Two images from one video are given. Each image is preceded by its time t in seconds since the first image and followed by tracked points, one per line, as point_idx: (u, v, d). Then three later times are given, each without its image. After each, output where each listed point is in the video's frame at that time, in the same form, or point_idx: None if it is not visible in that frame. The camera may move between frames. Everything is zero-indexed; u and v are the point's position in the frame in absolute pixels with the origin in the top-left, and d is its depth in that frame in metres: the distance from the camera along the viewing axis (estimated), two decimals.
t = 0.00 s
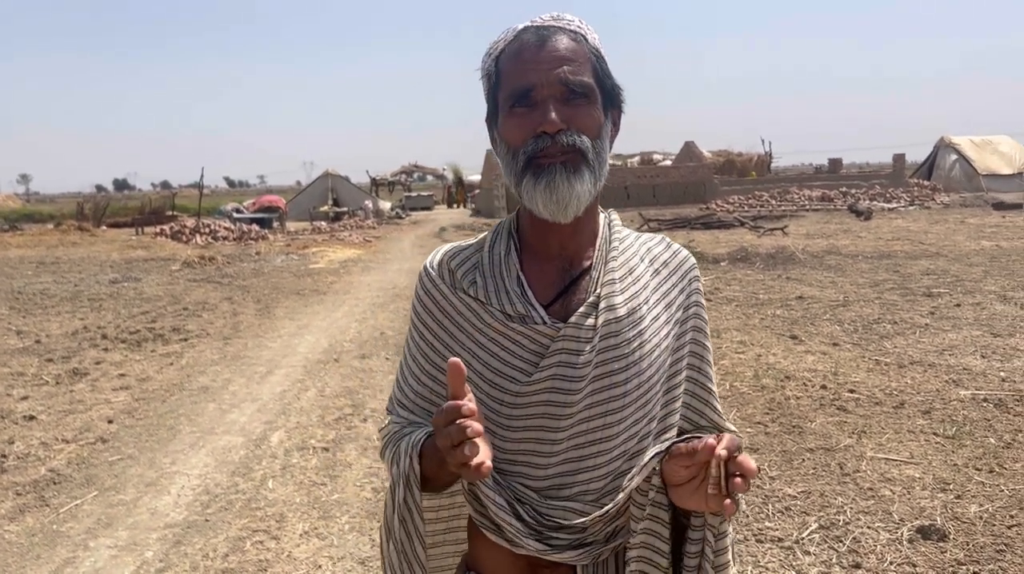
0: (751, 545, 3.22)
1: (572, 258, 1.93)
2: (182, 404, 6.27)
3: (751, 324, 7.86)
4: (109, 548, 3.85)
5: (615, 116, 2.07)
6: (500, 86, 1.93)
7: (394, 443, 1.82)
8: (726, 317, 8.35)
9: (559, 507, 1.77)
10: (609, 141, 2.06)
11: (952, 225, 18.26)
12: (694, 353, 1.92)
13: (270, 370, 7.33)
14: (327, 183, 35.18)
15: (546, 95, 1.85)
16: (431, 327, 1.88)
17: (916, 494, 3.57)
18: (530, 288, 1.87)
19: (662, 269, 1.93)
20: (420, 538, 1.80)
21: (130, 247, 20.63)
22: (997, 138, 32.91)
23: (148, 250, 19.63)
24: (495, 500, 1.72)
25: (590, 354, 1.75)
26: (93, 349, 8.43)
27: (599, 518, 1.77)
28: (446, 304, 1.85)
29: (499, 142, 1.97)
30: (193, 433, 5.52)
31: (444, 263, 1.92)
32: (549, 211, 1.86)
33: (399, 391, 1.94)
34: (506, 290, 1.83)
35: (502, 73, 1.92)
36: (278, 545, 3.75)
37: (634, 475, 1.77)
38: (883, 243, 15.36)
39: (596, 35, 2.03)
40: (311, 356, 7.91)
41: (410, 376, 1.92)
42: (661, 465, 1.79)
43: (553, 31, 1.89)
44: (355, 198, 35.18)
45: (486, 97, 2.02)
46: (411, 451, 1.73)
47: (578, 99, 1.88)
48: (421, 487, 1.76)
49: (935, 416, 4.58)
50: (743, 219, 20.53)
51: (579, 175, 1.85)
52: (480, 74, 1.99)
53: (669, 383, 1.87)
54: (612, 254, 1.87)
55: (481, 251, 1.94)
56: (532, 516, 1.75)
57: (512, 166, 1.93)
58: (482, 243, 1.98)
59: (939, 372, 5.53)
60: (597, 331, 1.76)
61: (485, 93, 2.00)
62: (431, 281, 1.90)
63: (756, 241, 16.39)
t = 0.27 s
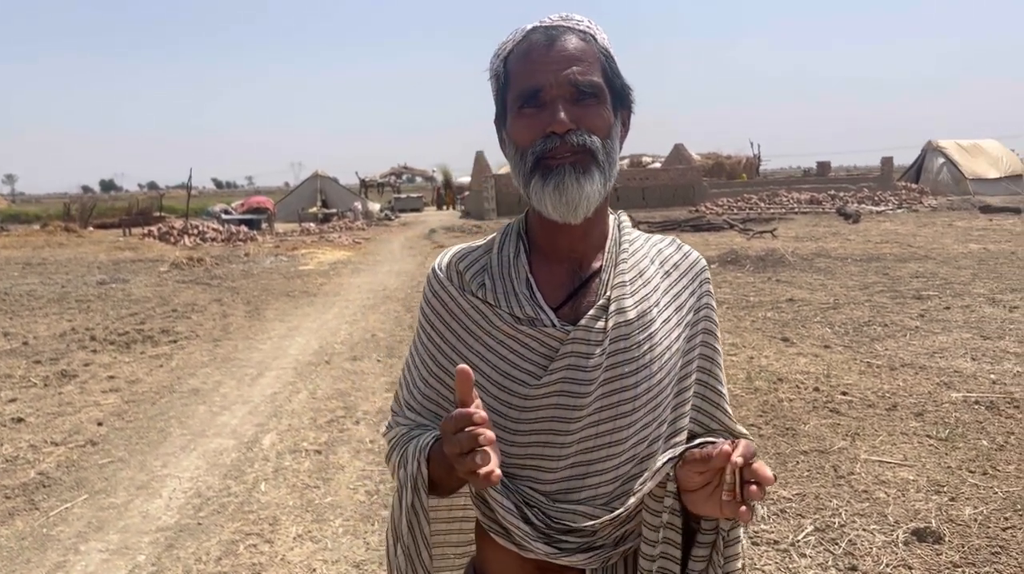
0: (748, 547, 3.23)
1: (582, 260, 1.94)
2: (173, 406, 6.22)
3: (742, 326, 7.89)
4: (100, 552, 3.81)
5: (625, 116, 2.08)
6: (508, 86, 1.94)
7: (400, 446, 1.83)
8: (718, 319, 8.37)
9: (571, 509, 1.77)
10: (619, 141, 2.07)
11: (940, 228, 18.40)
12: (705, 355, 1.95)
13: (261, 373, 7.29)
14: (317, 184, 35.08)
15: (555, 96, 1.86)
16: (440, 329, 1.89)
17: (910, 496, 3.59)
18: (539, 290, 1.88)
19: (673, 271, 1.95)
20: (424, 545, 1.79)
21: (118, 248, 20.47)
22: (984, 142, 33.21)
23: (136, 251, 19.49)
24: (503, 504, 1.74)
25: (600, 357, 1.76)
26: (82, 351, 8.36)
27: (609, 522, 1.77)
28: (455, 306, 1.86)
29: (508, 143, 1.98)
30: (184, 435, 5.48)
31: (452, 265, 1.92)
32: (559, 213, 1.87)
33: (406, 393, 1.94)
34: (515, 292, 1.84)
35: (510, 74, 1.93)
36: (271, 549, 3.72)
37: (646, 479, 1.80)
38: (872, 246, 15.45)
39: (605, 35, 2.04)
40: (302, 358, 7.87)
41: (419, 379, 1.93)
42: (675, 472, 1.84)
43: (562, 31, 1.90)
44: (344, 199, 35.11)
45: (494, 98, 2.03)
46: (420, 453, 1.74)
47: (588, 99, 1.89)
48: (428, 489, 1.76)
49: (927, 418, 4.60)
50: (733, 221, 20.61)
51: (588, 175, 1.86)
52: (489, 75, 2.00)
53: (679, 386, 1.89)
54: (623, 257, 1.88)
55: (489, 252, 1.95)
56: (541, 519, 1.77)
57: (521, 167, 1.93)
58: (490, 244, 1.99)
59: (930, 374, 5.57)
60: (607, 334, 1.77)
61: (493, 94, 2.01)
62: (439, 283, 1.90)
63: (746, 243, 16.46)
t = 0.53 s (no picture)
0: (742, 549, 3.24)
1: (589, 261, 1.98)
2: (161, 408, 6.17)
3: (732, 328, 7.92)
4: (89, 556, 3.77)
5: (632, 115, 2.11)
6: (515, 86, 1.97)
7: (406, 449, 1.84)
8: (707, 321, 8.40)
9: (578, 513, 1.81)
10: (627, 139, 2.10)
11: (926, 232, 18.56)
12: (713, 358, 1.98)
13: (250, 374, 7.24)
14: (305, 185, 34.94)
15: (563, 95, 1.89)
16: (446, 331, 1.91)
17: (903, 498, 3.61)
18: (547, 292, 1.90)
19: (680, 273, 1.98)
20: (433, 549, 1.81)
21: (104, 248, 20.30)
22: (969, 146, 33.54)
23: (122, 252, 19.34)
24: (509, 509, 1.76)
25: (609, 358, 1.78)
26: (68, 352, 8.28)
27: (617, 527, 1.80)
28: (461, 308, 1.88)
29: (515, 143, 2.01)
30: (173, 437, 5.44)
31: (459, 267, 1.94)
32: (567, 213, 1.89)
33: (411, 395, 1.97)
34: (522, 293, 1.86)
35: (518, 73, 1.97)
36: (263, 552, 3.70)
37: (654, 484, 1.81)
38: (859, 249, 15.56)
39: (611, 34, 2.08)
40: (291, 359, 7.82)
41: (424, 381, 1.95)
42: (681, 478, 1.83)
43: (569, 29, 1.94)
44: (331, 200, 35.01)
45: (502, 98, 2.06)
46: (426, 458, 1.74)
47: (595, 99, 1.92)
48: (436, 494, 1.77)
49: (918, 421, 4.63)
50: (721, 224, 20.71)
51: (597, 175, 1.88)
52: (496, 75, 2.04)
53: (687, 388, 1.92)
54: (630, 259, 1.91)
55: (496, 254, 1.97)
56: (546, 523, 1.79)
57: (528, 167, 1.96)
58: (497, 245, 2.01)
59: (919, 377, 5.61)
60: (616, 336, 1.79)
61: (501, 94, 2.04)
62: (446, 285, 1.92)
63: (735, 246, 16.54)
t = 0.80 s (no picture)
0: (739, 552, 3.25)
1: (601, 264, 2.03)
2: (150, 410, 6.11)
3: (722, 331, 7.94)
4: (78, 560, 3.73)
5: (644, 115, 2.17)
6: (526, 88, 2.02)
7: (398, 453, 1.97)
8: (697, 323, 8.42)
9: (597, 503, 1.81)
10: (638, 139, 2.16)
11: (912, 235, 18.72)
12: (730, 360, 2.03)
13: (239, 376, 7.19)
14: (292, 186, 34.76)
15: (573, 98, 1.95)
16: (455, 334, 1.95)
17: (896, 501, 3.63)
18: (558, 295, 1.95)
19: (693, 275, 2.04)
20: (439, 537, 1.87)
21: (89, 249, 20.11)
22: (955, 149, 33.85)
23: (108, 253, 19.16)
24: (513, 521, 1.75)
25: (621, 363, 1.81)
26: (54, 354, 8.19)
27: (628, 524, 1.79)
28: (470, 310, 1.93)
29: (527, 146, 2.07)
30: (162, 440, 5.38)
31: (469, 270, 2.00)
32: (579, 218, 1.95)
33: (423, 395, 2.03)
34: (533, 298, 1.90)
35: (528, 75, 2.02)
36: (255, 556, 3.67)
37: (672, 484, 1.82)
38: (846, 252, 15.66)
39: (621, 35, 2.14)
40: (280, 362, 7.77)
41: (436, 381, 2.01)
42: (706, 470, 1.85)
43: (579, 31, 2.00)
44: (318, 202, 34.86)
45: (513, 100, 2.12)
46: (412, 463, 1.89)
47: (606, 100, 1.98)
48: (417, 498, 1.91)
49: (909, 423, 4.67)
50: (709, 227, 20.79)
51: (609, 180, 1.94)
52: (506, 77, 2.10)
53: (703, 391, 1.96)
54: (642, 262, 1.95)
55: (505, 257, 2.03)
56: (555, 526, 1.79)
57: (541, 171, 2.03)
58: (507, 249, 2.07)
59: (909, 379, 5.65)
60: (628, 339, 1.81)
61: (512, 97, 2.10)
62: (455, 288, 1.98)
63: (723, 248, 16.60)
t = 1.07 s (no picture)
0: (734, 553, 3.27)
1: (610, 264, 2.04)
2: (138, 411, 6.06)
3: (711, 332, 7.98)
4: (66, 563, 3.69)
5: (653, 112, 2.18)
6: (532, 85, 2.03)
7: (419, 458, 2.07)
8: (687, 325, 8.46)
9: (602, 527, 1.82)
10: (648, 136, 2.17)
11: (897, 238, 18.89)
12: (738, 362, 2.04)
13: (228, 378, 7.14)
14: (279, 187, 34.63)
15: (581, 94, 1.96)
16: (463, 336, 1.98)
17: (888, 501, 3.66)
18: (566, 297, 1.96)
19: (703, 274, 2.05)
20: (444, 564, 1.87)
21: (74, 249, 19.93)
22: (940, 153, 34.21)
23: (94, 253, 19.00)
24: (523, 532, 1.77)
25: (630, 364, 1.82)
26: (39, 354, 8.11)
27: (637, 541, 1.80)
28: (477, 311, 1.95)
29: (534, 144, 2.08)
30: (151, 441, 5.34)
31: (477, 270, 2.02)
32: (587, 220, 1.95)
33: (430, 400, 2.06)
34: (541, 299, 1.92)
35: (534, 71, 2.03)
36: (246, 558, 3.64)
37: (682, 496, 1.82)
38: (833, 254, 15.79)
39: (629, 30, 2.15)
40: (269, 363, 7.73)
41: (443, 385, 2.02)
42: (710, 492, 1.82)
43: (585, 26, 2.01)
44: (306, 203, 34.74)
45: (519, 98, 2.14)
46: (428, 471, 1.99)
47: (614, 96, 1.98)
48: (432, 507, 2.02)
49: (899, 424, 4.70)
50: (697, 229, 20.89)
51: (618, 180, 1.96)
52: (513, 74, 2.11)
53: (714, 392, 1.97)
54: (653, 261, 1.96)
55: (513, 257, 2.04)
56: (562, 542, 1.81)
57: (547, 170, 2.03)
58: (515, 248, 2.08)
59: (898, 381, 5.69)
60: (638, 341, 1.82)
61: (518, 94, 2.12)
62: (462, 289, 2.00)
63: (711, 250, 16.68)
